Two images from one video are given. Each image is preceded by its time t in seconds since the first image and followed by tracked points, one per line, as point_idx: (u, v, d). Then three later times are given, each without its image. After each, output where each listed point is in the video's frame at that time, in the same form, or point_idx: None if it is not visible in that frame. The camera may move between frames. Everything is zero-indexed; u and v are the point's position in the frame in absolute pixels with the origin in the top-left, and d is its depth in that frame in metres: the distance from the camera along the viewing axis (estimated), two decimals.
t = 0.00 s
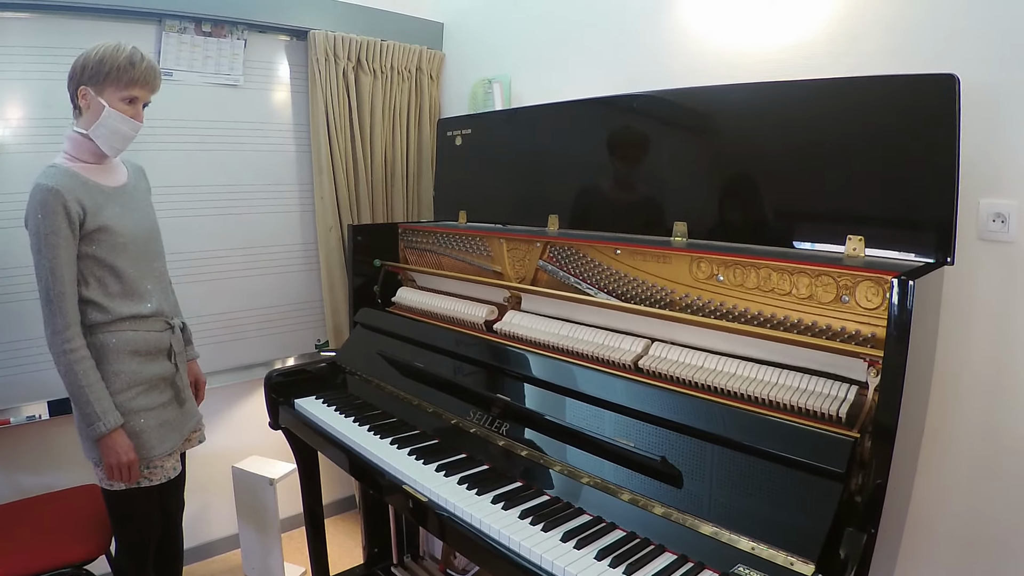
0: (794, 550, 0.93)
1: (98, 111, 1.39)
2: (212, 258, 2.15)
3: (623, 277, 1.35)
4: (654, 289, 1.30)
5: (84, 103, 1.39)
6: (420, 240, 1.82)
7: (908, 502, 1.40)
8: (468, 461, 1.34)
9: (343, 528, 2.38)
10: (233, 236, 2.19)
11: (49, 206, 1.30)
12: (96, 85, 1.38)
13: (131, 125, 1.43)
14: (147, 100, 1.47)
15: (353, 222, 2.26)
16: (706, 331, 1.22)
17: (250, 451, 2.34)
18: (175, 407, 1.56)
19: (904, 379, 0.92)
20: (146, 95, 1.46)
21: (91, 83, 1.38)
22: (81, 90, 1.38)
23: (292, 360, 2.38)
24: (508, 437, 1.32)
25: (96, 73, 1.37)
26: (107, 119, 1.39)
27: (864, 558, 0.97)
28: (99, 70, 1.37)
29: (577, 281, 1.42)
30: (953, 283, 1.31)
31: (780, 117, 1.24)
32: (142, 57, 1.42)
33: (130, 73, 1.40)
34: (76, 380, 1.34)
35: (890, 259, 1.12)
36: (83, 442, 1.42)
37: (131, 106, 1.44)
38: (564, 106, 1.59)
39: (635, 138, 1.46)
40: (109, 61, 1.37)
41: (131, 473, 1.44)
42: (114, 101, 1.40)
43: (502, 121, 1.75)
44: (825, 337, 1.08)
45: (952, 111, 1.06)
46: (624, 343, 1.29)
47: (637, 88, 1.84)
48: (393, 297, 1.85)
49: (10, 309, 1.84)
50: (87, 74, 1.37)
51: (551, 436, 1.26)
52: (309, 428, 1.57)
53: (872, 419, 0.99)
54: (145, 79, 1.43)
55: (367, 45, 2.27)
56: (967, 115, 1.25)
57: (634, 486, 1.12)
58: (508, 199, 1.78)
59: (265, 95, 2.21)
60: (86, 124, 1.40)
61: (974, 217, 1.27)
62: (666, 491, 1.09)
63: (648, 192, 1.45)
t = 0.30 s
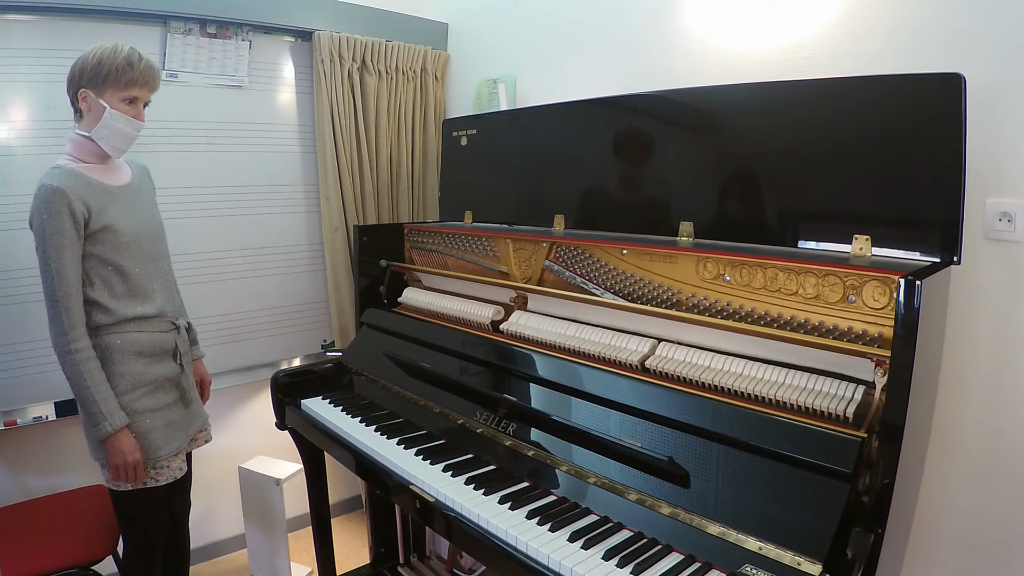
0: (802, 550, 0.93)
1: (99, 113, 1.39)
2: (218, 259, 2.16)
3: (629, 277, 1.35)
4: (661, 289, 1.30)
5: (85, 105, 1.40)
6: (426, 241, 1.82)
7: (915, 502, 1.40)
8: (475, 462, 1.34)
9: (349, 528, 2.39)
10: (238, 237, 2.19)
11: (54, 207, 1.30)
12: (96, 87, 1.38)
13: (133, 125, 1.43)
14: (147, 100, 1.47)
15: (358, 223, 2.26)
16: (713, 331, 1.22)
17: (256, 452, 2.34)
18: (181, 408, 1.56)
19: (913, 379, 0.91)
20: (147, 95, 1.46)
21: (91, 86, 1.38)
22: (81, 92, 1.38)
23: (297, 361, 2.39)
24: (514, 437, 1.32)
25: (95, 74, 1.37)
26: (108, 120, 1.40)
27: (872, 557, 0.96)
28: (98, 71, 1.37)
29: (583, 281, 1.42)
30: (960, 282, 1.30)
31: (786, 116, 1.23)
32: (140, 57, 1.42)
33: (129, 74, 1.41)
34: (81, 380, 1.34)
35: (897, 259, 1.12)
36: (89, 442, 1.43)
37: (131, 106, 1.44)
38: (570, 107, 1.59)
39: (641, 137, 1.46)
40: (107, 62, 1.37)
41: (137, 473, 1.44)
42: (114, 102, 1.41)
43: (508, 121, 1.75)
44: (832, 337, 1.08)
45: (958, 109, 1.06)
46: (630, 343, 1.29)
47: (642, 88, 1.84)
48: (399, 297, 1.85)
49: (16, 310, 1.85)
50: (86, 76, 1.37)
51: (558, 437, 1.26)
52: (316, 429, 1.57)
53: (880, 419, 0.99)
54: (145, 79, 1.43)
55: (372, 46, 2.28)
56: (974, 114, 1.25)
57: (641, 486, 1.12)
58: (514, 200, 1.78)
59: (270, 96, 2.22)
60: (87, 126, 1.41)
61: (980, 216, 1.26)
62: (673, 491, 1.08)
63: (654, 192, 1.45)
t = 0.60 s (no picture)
0: (807, 552, 0.93)
1: (101, 114, 1.40)
2: (222, 260, 2.16)
3: (634, 278, 1.35)
4: (666, 290, 1.30)
5: (87, 107, 1.40)
6: (431, 242, 1.82)
7: (921, 504, 1.39)
8: (480, 463, 1.34)
9: (353, 528, 2.39)
10: (242, 238, 2.20)
11: (57, 209, 1.30)
12: (97, 89, 1.39)
13: (135, 126, 1.43)
14: (149, 100, 1.47)
15: (363, 224, 2.26)
16: (717, 333, 1.22)
17: (260, 452, 2.34)
18: (186, 408, 1.57)
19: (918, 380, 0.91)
20: (148, 96, 1.46)
21: (92, 88, 1.39)
22: (82, 94, 1.39)
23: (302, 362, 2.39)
24: (519, 439, 1.32)
25: (95, 76, 1.37)
26: (110, 122, 1.40)
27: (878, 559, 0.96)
28: (98, 73, 1.37)
29: (588, 282, 1.42)
30: (966, 283, 1.30)
31: (791, 117, 1.23)
32: (140, 58, 1.42)
33: (129, 75, 1.41)
34: (86, 382, 1.34)
35: (902, 260, 1.12)
36: (94, 443, 1.43)
37: (133, 107, 1.44)
38: (576, 108, 1.59)
39: (645, 138, 1.45)
40: (107, 63, 1.37)
41: (142, 474, 1.44)
42: (116, 103, 1.41)
43: (512, 122, 1.75)
44: (837, 339, 1.08)
45: (963, 110, 1.06)
46: (635, 344, 1.29)
47: (647, 89, 1.83)
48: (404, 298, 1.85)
49: (21, 311, 1.85)
50: (86, 78, 1.38)
51: (563, 438, 1.26)
52: (320, 430, 1.57)
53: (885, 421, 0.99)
54: (146, 80, 1.44)
55: (376, 47, 2.28)
56: (981, 115, 1.24)
57: (646, 488, 1.12)
58: (518, 201, 1.78)
59: (274, 96, 2.22)
60: (89, 127, 1.41)
61: (985, 217, 1.26)
62: (678, 493, 1.08)
63: (659, 193, 1.45)
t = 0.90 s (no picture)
0: (816, 561, 0.93)
1: (107, 118, 1.40)
2: (229, 263, 2.16)
3: (642, 284, 1.35)
4: (673, 296, 1.30)
5: (93, 112, 1.41)
6: (438, 247, 1.82)
7: (931, 512, 1.38)
8: (487, 469, 1.34)
9: (359, 533, 2.39)
10: (250, 241, 2.20)
11: (64, 214, 1.31)
12: (103, 93, 1.39)
13: (141, 129, 1.43)
14: (155, 104, 1.48)
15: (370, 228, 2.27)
16: (726, 339, 1.21)
17: (267, 456, 2.35)
18: (193, 412, 1.57)
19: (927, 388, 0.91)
20: (154, 99, 1.47)
21: (98, 92, 1.39)
22: (88, 99, 1.39)
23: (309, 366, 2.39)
24: (526, 444, 1.32)
25: (101, 80, 1.38)
26: (117, 126, 1.40)
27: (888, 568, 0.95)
28: (104, 77, 1.38)
29: (596, 288, 1.42)
30: (976, 291, 1.29)
31: (801, 124, 1.23)
32: (146, 62, 1.43)
33: (135, 78, 1.41)
34: (92, 386, 1.34)
35: (912, 267, 1.11)
36: (101, 447, 1.43)
37: (139, 110, 1.44)
38: (586, 113, 1.58)
39: (654, 144, 1.45)
40: (113, 67, 1.38)
41: (148, 478, 1.45)
42: (122, 107, 1.41)
43: (521, 128, 1.75)
44: (847, 346, 1.07)
45: (974, 116, 1.05)
46: (643, 351, 1.28)
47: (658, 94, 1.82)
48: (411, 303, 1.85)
49: (30, 314, 1.86)
50: (92, 83, 1.38)
51: (570, 444, 1.26)
52: (327, 434, 1.57)
53: (895, 428, 0.98)
54: (152, 83, 1.44)
55: (384, 51, 2.28)
56: (995, 122, 1.23)
57: (653, 495, 1.12)
58: (526, 206, 1.77)
59: (283, 100, 2.22)
60: (96, 131, 1.42)
61: (995, 224, 1.25)
62: (686, 500, 1.08)
63: (668, 199, 1.45)
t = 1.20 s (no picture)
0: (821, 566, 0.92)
1: (110, 120, 1.40)
2: (233, 266, 2.17)
3: (646, 288, 1.35)
4: (677, 300, 1.30)
5: (96, 114, 1.41)
6: (443, 249, 1.83)
7: (936, 515, 1.38)
8: (490, 472, 1.34)
9: (362, 535, 2.39)
10: (254, 244, 2.20)
11: (68, 218, 1.31)
12: (105, 96, 1.40)
13: (144, 130, 1.44)
14: (158, 105, 1.48)
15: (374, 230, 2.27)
16: (730, 343, 1.21)
17: (270, 458, 2.35)
18: (197, 414, 1.57)
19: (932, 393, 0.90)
20: (157, 100, 1.47)
21: (101, 95, 1.40)
22: (91, 101, 1.40)
23: (312, 368, 2.40)
24: (529, 448, 1.31)
25: (104, 83, 1.38)
26: (120, 127, 1.41)
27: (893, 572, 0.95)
28: (107, 79, 1.38)
29: (600, 291, 1.42)
30: (982, 295, 1.29)
31: (806, 128, 1.22)
32: (148, 63, 1.43)
33: (137, 80, 1.41)
34: (96, 389, 1.35)
35: (916, 270, 1.11)
36: (105, 449, 1.44)
37: (142, 112, 1.45)
38: (590, 117, 1.58)
39: (658, 148, 1.45)
40: (114, 70, 1.38)
41: (151, 480, 1.45)
42: (125, 109, 1.42)
43: (525, 131, 1.75)
44: (851, 350, 1.07)
45: (979, 119, 1.05)
46: (646, 354, 1.28)
47: (663, 97, 1.82)
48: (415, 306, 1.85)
49: (34, 316, 1.87)
50: (95, 86, 1.39)
51: (573, 448, 1.26)
52: (331, 437, 1.58)
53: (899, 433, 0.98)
54: (154, 84, 1.44)
55: (388, 54, 2.28)
56: (1001, 126, 1.23)
57: (657, 499, 1.11)
58: (530, 209, 1.77)
59: (287, 103, 2.23)
60: (99, 133, 1.42)
61: (1000, 229, 1.25)
62: (689, 504, 1.08)
63: (672, 203, 1.45)
